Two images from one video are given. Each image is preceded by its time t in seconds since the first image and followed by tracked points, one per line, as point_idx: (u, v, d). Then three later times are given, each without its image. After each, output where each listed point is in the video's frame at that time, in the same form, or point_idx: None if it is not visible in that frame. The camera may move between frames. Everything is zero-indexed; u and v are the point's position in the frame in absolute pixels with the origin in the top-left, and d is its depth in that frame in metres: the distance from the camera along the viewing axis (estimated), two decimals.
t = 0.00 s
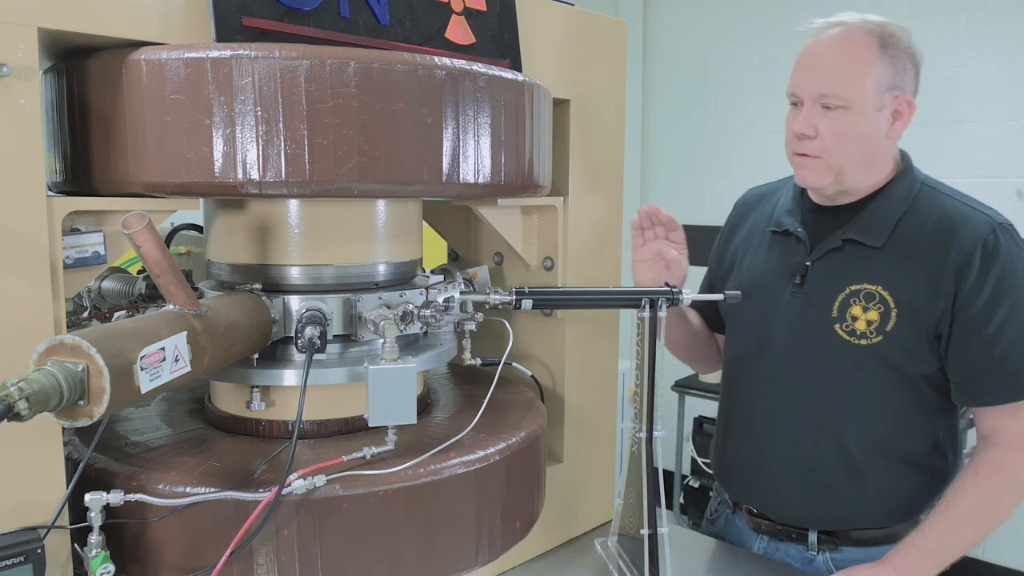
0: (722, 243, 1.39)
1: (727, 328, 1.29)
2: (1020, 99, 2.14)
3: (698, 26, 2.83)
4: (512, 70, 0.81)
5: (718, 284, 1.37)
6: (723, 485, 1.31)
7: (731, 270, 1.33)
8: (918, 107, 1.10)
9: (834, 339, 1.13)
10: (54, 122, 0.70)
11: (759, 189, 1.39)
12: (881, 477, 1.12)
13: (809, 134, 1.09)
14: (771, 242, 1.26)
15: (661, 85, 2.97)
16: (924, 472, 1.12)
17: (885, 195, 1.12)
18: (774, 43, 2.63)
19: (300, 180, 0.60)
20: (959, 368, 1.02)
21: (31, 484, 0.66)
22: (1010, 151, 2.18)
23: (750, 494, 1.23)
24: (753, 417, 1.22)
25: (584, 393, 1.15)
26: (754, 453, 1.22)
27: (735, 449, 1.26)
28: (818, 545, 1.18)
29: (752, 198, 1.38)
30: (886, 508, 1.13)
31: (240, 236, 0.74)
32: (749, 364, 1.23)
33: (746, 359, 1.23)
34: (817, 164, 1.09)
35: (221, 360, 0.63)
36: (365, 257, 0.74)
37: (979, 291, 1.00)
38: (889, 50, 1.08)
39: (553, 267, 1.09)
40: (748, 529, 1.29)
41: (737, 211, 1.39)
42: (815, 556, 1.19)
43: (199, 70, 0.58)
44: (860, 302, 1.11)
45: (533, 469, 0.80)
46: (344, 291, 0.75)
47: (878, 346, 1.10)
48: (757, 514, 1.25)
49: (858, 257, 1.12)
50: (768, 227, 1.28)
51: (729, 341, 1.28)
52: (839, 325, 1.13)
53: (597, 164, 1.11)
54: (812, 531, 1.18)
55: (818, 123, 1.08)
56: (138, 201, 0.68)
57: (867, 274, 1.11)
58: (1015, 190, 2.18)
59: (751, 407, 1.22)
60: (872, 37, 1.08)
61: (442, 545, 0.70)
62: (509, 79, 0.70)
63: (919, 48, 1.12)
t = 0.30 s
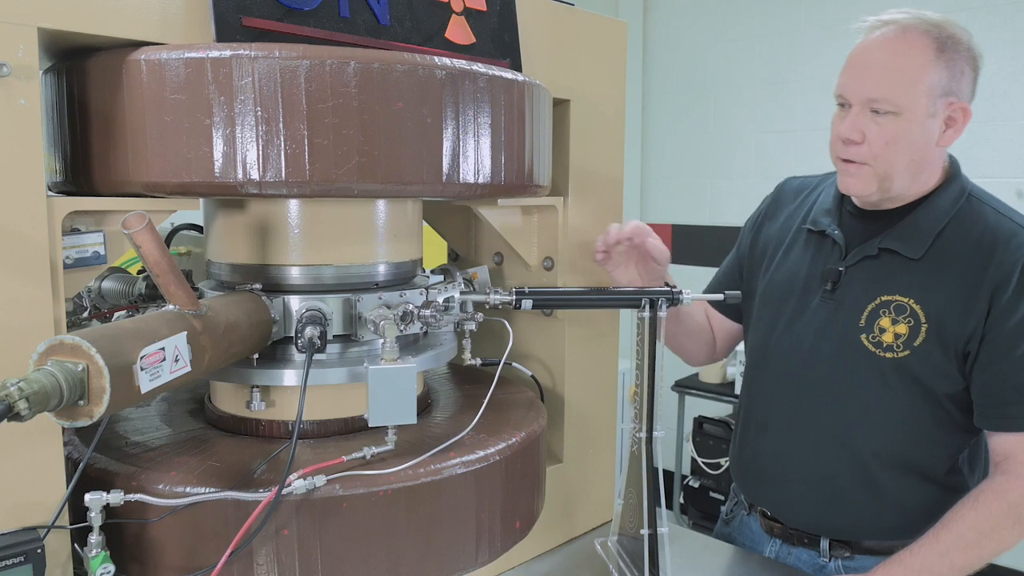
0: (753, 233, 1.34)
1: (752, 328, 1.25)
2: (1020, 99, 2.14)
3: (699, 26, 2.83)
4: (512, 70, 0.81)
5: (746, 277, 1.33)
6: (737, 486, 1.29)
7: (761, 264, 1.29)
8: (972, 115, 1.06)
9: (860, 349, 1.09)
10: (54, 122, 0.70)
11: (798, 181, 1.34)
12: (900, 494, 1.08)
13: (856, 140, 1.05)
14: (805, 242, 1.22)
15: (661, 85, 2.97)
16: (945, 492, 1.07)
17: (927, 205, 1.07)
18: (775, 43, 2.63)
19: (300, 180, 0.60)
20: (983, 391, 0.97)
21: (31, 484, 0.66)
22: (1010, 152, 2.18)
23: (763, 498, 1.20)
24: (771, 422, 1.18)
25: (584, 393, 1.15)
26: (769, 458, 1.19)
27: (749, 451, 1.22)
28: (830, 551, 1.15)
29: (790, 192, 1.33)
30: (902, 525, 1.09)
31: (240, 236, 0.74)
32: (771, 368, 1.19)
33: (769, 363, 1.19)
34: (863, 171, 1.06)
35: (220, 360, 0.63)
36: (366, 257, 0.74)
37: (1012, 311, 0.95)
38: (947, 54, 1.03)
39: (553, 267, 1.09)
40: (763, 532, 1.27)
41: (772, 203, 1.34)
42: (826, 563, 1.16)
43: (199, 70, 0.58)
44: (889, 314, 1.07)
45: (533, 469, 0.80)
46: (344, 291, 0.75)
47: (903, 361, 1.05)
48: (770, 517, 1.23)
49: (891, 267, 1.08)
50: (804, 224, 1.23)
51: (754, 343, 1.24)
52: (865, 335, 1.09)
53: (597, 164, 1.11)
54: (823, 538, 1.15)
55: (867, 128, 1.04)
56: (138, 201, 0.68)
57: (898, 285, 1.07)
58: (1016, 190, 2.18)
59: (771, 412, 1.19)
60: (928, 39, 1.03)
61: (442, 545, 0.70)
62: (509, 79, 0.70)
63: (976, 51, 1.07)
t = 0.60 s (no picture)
0: (772, 224, 1.30)
1: (766, 325, 1.22)
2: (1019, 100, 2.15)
3: (698, 26, 2.83)
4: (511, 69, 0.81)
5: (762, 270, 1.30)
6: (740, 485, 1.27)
7: (779, 258, 1.25)
8: (1011, 115, 1.02)
9: (881, 356, 1.06)
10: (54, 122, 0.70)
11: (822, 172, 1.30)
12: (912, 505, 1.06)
13: (888, 135, 1.01)
14: (829, 239, 1.17)
15: (661, 84, 2.97)
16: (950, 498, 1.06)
17: (957, 209, 1.03)
18: (775, 43, 2.63)
19: (300, 180, 0.60)
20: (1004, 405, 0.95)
21: (31, 485, 0.66)
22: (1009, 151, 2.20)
23: (767, 499, 1.18)
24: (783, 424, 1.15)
25: (584, 393, 1.15)
26: (778, 460, 1.16)
27: (756, 452, 1.20)
28: (833, 555, 1.14)
29: (817, 183, 1.27)
30: (909, 535, 1.07)
31: (240, 235, 0.73)
32: (787, 370, 1.15)
33: (785, 364, 1.16)
34: (893, 168, 1.02)
35: (221, 361, 0.63)
36: (366, 257, 0.74)
37: None
38: (990, 49, 0.99)
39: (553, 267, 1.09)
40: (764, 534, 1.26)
41: (796, 192, 1.28)
42: (828, 568, 1.15)
43: (199, 70, 0.58)
44: (915, 321, 1.04)
45: (533, 469, 0.80)
46: (344, 291, 0.75)
47: (926, 371, 1.02)
48: (773, 520, 1.23)
49: (918, 272, 1.05)
50: (827, 219, 1.19)
51: (769, 342, 1.20)
52: (889, 342, 1.05)
53: (598, 164, 1.11)
54: (826, 543, 1.14)
55: (900, 124, 1.00)
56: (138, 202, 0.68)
57: (925, 292, 1.04)
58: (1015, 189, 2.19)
59: (783, 414, 1.15)
60: (970, 33, 0.99)
61: (442, 546, 0.70)
62: (509, 79, 0.70)
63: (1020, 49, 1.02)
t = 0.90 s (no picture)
0: (777, 222, 1.30)
1: (770, 327, 1.21)
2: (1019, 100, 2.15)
3: (698, 26, 2.83)
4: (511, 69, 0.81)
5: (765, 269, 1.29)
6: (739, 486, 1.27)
7: (784, 257, 1.25)
8: None
9: (888, 363, 1.05)
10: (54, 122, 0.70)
11: (828, 170, 1.29)
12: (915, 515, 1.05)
13: (899, 136, 1.01)
14: (836, 241, 1.17)
15: (661, 84, 2.97)
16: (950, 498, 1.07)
17: (969, 216, 1.03)
18: (774, 42, 2.63)
19: (300, 180, 0.60)
20: (1010, 416, 0.94)
21: (30, 485, 0.66)
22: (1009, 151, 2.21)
23: (767, 501, 1.18)
24: (786, 427, 1.15)
25: (584, 393, 1.15)
26: (778, 463, 1.16)
27: (757, 454, 1.19)
28: (831, 560, 1.14)
29: (823, 182, 1.28)
30: (909, 543, 1.07)
31: (240, 235, 0.73)
32: (792, 373, 1.15)
33: (790, 366, 1.15)
34: (903, 170, 1.02)
35: (221, 361, 0.62)
36: (366, 257, 0.74)
37: None
38: (1008, 52, 0.99)
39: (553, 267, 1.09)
40: (761, 536, 1.26)
41: (801, 191, 1.29)
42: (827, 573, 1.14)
43: (199, 70, 0.58)
44: (923, 329, 1.03)
45: (533, 469, 0.80)
46: (344, 291, 0.75)
47: (933, 380, 1.02)
48: (770, 523, 1.22)
49: (927, 280, 1.04)
50: (834, 221, 1.19)
51: (773, 344, 1.20)
52: (896, 350, 1.05)
53: (598, 164, 1.11)
54: (825, 549, 1.14)
55: (912, 125, 1.00)
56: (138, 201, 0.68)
57: (934, 300, 1.03)
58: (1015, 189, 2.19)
59: (786, 418, 1.15)
60: (989, 35, 0.99)
61: (442, 546, 0.70)
62: (509, 79, 0.70)
63: None
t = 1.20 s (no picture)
0: (775, 223, 1.30)
1: (769, 329, 1.21)
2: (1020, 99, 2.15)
3: (699, 26, 2.83)
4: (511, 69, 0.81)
5: (764, 270, 1.29)
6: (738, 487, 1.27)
7: (782, 259, 1.25)
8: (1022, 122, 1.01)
9: (887, 367, 1.05)
10: (54, 122, 0.70)
11: (826, 171, 1.29)
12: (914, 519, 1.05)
13: (893, 141, 1.01)
14: (834, 244, 1.17)
15: (661, 84, 2.97)
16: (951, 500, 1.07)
17: (968, 219, 1.03)
18: (775, 42, 2.63)
19: (300, 180, 0.60)
20: (1009, 419, 0.95)
21: (30, 485, 0.66)
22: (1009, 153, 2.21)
23: (766, 504, 1.18)
24: (784, 430, 1.15)
25: (584, 393, 1.15)
26: (778, 466, 1.16)
27: (756, 456, 1.19)
28: (830, 562, 1.14)
29: (820, 184, 1.28)
30: (909, 547, 1.06)
31: (240, 235, 0.73)
32: (790, 376, 1.15)
33: (788, 369, 1.15)
34: (896, 175, 1.02)
35: (221, 361, 0.62)
36: (366, 257, 0.74)
37: None
38: (1002, 53, 0.99)
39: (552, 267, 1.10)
40: (760, 538, 1.26)
41: (799, 193, 1.29)
42: None
43: (199, 70, 0.58)
44: (922, 334, 1.03)
45: (533, 470, 0.80)
46: (344, 291, 0.75)
47: (932, 384, 1.02)
48: (768, 524, 1.22)
49: (926, 283, 1.04)
50: (833, 223, 1.19)
51: (771, 347, 1.20)
52: (894, 355, 1.05)
53: (598, 164, 1.11)
54: (824, 551, 1.13)
55: (905, 130, 1.00)
56: (138, 201, 0.68)
57: (932, 303, 1.03)
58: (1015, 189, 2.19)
59: (785, 421, 1.15)
60: (983, 36, 0.99)
61: (442, 546, 0.70)
62: (509, 79, 0.70)
63: None
